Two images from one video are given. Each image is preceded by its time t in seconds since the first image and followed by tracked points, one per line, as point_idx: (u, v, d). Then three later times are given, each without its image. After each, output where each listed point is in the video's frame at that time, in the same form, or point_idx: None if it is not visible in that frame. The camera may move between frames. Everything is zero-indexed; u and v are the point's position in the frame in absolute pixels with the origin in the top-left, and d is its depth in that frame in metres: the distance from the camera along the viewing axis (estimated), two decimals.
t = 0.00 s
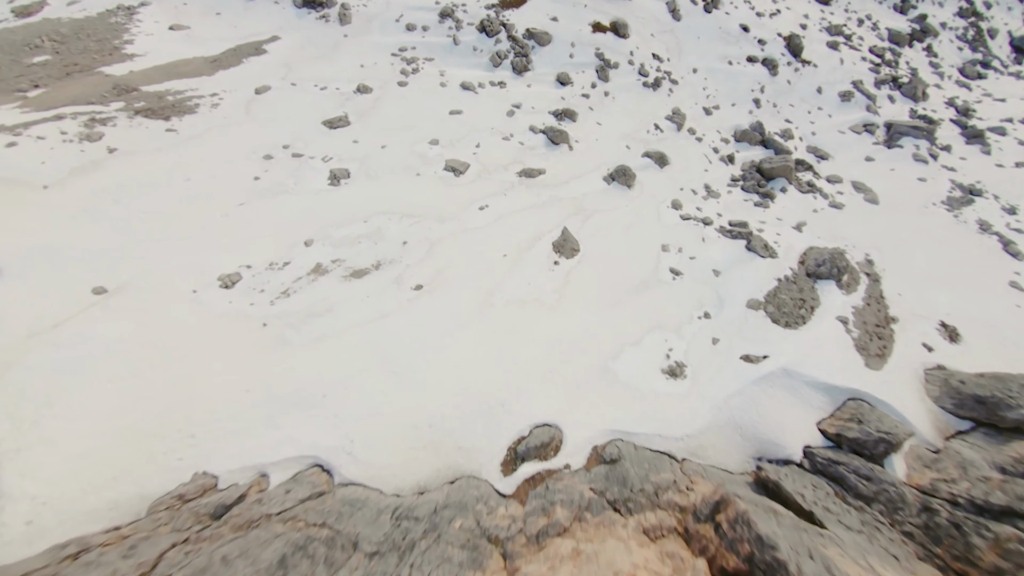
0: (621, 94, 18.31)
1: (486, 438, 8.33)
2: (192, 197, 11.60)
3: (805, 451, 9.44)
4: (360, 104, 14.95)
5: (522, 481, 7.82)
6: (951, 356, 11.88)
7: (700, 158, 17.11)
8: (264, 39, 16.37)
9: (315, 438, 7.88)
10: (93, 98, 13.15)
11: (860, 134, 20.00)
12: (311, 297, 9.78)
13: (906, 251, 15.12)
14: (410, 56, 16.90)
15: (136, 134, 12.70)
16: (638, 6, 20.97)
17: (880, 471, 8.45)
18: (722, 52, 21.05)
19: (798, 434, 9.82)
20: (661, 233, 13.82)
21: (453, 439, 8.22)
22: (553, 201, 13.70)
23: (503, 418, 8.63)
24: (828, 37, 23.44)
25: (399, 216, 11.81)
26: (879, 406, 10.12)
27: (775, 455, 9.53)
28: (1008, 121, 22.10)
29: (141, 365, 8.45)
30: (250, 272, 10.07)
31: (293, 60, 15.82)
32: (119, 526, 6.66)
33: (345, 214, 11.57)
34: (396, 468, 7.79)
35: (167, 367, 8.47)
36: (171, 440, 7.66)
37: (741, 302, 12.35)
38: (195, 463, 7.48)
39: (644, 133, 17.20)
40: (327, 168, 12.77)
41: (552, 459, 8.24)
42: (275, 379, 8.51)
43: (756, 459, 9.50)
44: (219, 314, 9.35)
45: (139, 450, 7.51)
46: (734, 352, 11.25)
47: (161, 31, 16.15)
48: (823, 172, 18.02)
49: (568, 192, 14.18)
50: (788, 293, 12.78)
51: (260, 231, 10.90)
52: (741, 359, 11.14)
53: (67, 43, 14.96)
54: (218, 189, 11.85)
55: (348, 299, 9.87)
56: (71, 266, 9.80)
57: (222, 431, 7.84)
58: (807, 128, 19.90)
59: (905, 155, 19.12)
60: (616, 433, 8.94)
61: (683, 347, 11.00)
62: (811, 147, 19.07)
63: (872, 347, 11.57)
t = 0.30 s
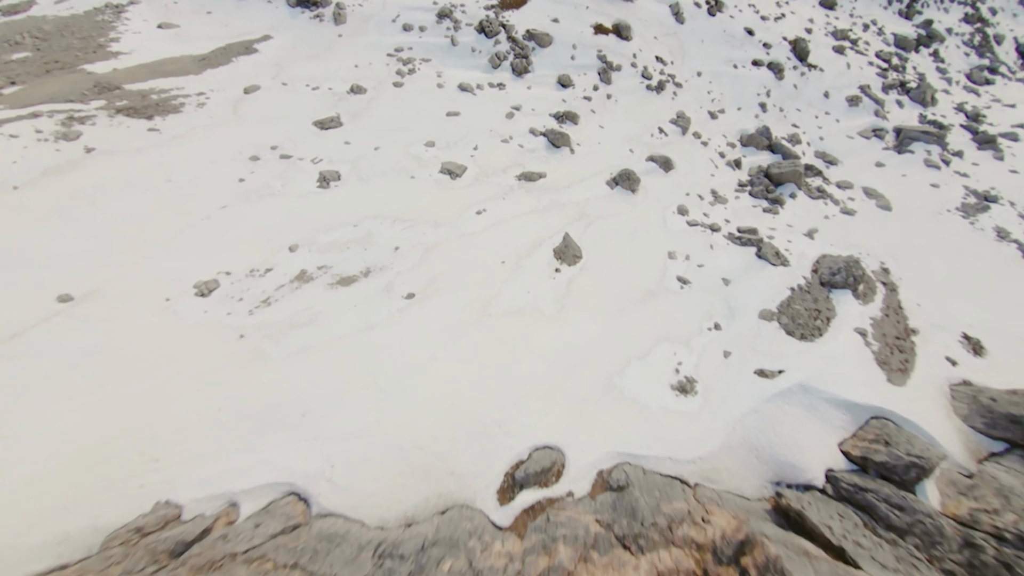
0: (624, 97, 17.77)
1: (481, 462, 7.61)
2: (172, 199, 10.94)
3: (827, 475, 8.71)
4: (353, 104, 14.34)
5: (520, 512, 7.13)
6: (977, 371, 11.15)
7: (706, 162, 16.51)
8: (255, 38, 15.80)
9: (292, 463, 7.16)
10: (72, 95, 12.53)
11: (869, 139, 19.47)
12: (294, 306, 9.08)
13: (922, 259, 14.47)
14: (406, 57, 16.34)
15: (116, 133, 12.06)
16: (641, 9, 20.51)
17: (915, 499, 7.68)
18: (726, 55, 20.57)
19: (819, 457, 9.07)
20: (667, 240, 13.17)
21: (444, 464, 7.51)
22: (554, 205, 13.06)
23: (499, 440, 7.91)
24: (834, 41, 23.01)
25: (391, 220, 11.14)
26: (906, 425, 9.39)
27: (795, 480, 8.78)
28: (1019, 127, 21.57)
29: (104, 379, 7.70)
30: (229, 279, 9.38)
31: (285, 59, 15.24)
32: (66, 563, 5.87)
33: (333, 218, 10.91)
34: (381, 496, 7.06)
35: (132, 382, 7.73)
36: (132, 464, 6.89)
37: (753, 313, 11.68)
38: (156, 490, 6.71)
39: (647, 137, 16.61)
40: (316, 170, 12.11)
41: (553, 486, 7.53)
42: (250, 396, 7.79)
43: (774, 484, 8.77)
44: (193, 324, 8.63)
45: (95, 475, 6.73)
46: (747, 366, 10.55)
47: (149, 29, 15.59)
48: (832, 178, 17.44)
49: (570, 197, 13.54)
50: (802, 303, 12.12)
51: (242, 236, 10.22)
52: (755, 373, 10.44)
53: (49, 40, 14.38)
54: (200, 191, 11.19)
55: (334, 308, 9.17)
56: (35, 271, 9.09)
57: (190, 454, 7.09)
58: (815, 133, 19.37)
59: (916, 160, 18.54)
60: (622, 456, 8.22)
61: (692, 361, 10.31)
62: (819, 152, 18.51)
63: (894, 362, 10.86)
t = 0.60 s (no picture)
0: (627, 102, 17.04)
1: (472, 504, 6.59)
2: (137, 202, 10.00)
3: (866, 515, 7.67)
4: (342, 105, 13.48)
5: (517, 565, 6.10)
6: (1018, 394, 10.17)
7: (714, 169, 15.71)
8: (241, 37, 15.02)
9: (249, 507, 6.11)
10: (38, 92, 11.67)
11: (881, 148, 18.75)
12: (265, 321, 8.10)
13: (947, 272, 13.59)
14: (399, 58, 15.57)
15: (82, 131, 11.16)
16: (644, 13, 19.92)
17: (976, 548, 6.66)
18: (732, 61, 19.96)
19: (854, 493, 8.05)
20: (676, 251, 12.28)
21: (429, 506, 6.49)
22: (555, 212, 12.18)
23: (493, 476, 6.89)
24: (841, 49, 22.47)
25: (378, 226, 10.20)
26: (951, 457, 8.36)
27: (829, 521, 7.74)
28: None
29: (33, 403, 6.61)
30: (192, 290, 8.42)
31: (271, 59, 14.44)
32: None
33: (314, 224, 9.96)
34: (353, 546, 6.04)
35: (67, 407, 6.65)
36: (56, 506, 5.78)
37: (771, 330, 10.74)
38: (81, 540, 5.58)
39: (652, 143, 15.82)
40: (298, 173, 11.21)
41: (556, 533, 6.49)
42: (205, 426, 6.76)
43: (804, 525, 7.75)
44: (146, 341, 7.62)
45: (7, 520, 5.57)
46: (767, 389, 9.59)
47: (129, 27, 14.80)
48: (845, 187, 16.65)
49: (572, 204, 12.66)
50: (824, 319, 11.18)
51: (211, 243, 9.27)
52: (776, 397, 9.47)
53: (20, 36, 13.56)
54: (170, 194, 10.27)
55: (309, 324, 8.19)
56: None
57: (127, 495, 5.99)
58: (825, 141, 18.66)
59: (931, 169, 17.79)
60: (634, 495, 7.19)
61: (707, 384, 9.35)
62: (831, 161, 17.77)
63: (928, 384, 9.89)
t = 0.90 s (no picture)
0: (628, 108, 16.44)
1: (461, 552, 5.69)
2: (99, 205, 9.14)
3: (908, 559, 6.78)
4: (329, 107, 12.74)
5: None
6: None
7: (720, 177, 15.04)
8: (226, 37, 14.37)
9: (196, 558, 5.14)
10: (2, 89, 10.90)
11: (889, 156, 18.18)
12: (230, 338, 7.23)
13: (968, 284, 12.86)
14: (392, 60, 14.93)
15: (46, 130, 10.35)
16: (644, 19, 19.48)
17: None
18: (735, 68, 19.48)
19: (894, 533, 7.14)
20: (684, 261, 11.51)
21: (411, 556, 5.56)
22: (555, 220, 11.42)
23: (485, 519, 5.99)
24: (844, 57, 22.09)
25: (362, 233, 9.38)
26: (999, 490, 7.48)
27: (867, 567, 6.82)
28: None
29: None
30: (150, 302, 7.56)
31: (256, 59, 13.75)
32: None
33: (292, 230, 9.14)
34: None
35: None
36: None
37: (788, 347, 9.94)
38: None
39: (656, 149, 15.17)
40: (279, 176, 10.42)
41: None
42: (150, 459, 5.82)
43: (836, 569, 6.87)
44: (93, 360, 6.71)
45: None
46: (787, 413, 8.75)
47: (108, 26, 14.13)
48: (856, 196, 16.01)
49: (572, 211, 11.90)
50: (844, 335, 10.39)
51: (177, 251, 8.43)
52: (798, 421, 8.62)
53: None
54: (136, 197, 9.44)
55: (281, 341, 7.31)
56: None
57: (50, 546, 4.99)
58: (832, 149, 18.10)
59: (943, 178, 17.20)
60: (646, 539, 6.29)
61: (722, 407, 8.53)
62: (839, 169, 17.17)
63: (962, 407, 9.06)
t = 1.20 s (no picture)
0: (631, 114, 15.73)
1: None
2: (49, 206, 8.14)
3: None
4: (314, 108, 11.91)
5: None
6: None
7: (729, 186, 14.22)
8: (209, 37, 13.63)
9: None
10: None
11: (902, 165, 17.48)
12: (180, 360, 6.22)
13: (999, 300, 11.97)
14: (383, 63, 14.18)
15: None
16: (646, 26, 18.95)
17: None
18: (739, 76, 18.89)
19: None
20: (696, 273, 10.60)
21: None
22: (556, 229, 10.50)
23: None
24: (850, 67, 21.60)
25: (342, 241, 8.43)
26: None
27: None
28: None
29: None
30: (91, 317, 6.55)
31: (239, 60, 12.98)
32: None
33: (263, 237, 8.18)
34: None
35: None
36: None
37: (814, 369, 8.98)
38: None
39: (661, 157, 14.38)
40: (254, 179, 9.52)
41: None
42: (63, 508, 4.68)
43: None
44: (12, 385, 5.63)
45: None
46: (819, 445, 7.73)
47: (83, 25, 13.37)
48: (871, 206, 15.22)
49: (574, 220, 11.01)
50: (874, 355, 9.43)
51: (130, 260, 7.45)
52: (833, 454, 7.59)
53: None
54: (91, 200, 8.48)
55: (240, 364, 6.30)
56: None
57: None
58: (842, 159, 17.39)
59: (960, 188, 16.47)
60: None
61: (746, 438, 7.53)
62: (851, 179, 16.42)
63: (1015, 437, 8.07)
